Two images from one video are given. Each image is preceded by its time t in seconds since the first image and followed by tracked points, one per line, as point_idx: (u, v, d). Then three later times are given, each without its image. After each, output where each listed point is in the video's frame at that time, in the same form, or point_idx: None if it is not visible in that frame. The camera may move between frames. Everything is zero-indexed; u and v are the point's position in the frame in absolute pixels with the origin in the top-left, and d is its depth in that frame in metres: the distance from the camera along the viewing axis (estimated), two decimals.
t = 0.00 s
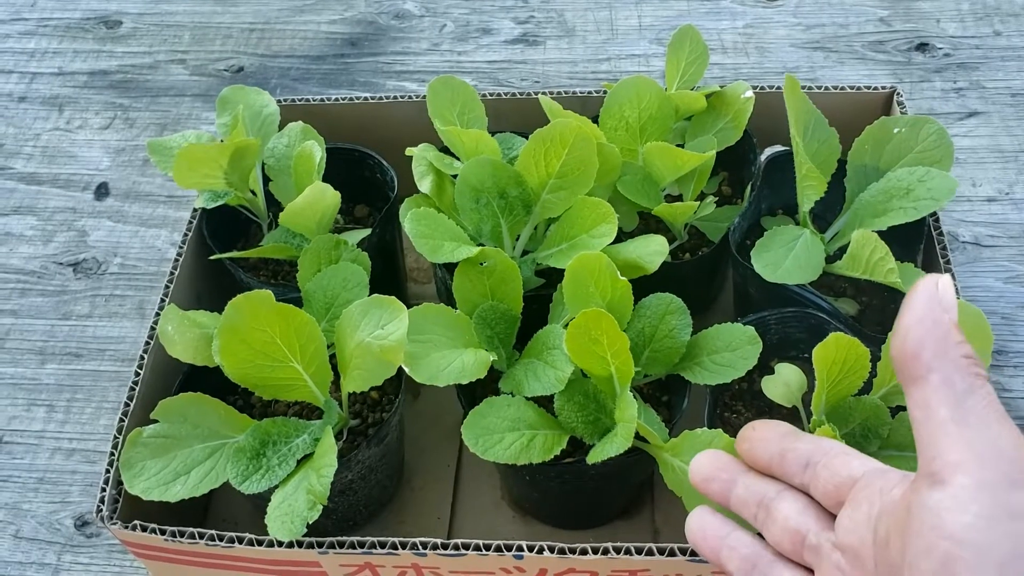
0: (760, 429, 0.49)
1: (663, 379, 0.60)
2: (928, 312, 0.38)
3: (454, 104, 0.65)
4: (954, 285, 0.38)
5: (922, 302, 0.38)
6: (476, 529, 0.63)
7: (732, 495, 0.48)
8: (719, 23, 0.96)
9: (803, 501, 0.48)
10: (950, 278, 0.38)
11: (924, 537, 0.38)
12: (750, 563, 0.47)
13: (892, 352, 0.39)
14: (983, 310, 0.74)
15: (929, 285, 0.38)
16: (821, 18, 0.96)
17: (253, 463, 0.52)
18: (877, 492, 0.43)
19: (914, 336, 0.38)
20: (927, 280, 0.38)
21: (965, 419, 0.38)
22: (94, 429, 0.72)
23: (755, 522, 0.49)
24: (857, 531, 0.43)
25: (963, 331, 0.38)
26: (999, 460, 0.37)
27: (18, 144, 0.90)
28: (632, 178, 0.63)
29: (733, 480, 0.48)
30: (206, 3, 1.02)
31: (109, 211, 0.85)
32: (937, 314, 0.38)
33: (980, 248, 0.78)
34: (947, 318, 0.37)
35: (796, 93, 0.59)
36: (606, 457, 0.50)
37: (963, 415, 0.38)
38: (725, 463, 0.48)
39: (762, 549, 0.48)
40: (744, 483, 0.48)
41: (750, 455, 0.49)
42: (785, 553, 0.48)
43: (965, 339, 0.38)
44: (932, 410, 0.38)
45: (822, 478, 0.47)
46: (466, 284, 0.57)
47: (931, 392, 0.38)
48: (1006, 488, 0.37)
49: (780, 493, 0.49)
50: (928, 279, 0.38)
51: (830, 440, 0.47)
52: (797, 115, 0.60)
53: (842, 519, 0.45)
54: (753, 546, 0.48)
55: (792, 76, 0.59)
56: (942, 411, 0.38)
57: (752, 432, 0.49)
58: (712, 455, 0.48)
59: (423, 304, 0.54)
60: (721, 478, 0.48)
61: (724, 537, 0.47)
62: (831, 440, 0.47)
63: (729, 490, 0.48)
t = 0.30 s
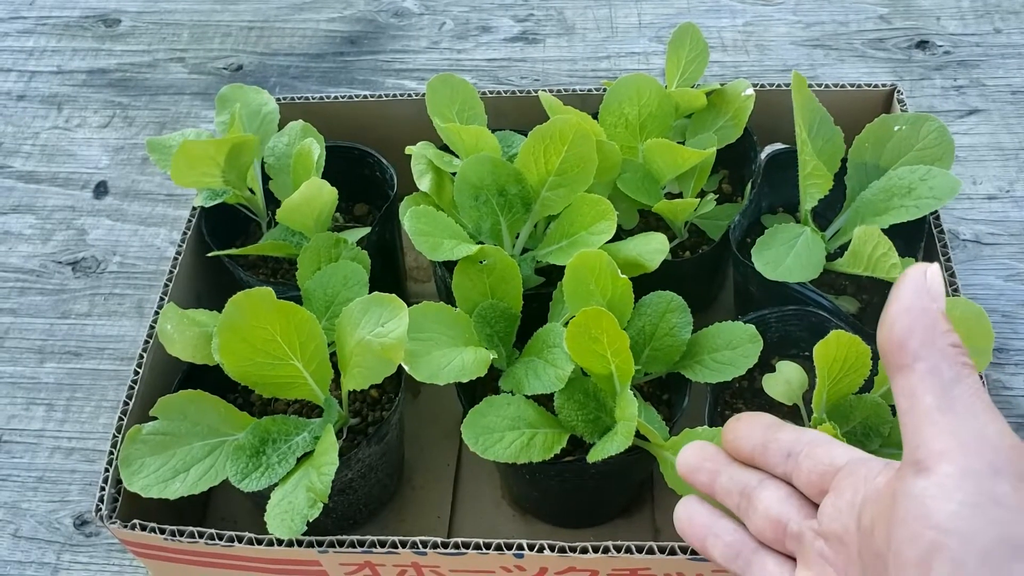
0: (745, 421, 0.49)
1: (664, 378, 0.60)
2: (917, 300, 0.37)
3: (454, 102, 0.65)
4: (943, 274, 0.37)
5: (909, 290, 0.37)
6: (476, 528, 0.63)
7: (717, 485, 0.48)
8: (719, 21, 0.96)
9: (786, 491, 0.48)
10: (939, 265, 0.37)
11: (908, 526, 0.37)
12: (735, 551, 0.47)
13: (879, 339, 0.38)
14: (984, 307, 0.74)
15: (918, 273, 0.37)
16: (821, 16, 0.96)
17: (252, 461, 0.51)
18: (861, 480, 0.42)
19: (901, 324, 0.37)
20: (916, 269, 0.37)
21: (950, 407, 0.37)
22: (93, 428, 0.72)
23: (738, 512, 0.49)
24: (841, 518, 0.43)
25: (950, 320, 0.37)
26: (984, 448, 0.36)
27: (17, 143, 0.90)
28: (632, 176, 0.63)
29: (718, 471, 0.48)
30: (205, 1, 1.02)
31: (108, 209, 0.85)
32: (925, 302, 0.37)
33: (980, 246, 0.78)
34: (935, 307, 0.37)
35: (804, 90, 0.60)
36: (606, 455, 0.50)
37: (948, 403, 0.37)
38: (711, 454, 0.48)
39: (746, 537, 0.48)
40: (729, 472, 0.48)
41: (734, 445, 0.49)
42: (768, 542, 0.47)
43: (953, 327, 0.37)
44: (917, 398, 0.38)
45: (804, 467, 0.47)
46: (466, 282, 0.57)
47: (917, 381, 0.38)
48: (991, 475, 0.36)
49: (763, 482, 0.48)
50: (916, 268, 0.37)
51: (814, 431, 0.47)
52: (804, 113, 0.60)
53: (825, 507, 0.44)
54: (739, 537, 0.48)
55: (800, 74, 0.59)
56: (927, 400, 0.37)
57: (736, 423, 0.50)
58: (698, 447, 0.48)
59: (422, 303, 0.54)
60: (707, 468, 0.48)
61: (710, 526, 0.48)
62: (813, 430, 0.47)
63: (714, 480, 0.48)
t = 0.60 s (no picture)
0: (741, 443, 0.48)
1: (665, 375, 0.59)
2: (891, 320, 0.39)
3: (455, 99, 0.64)
4: (916, 297, 0.39)
5: (885, 311, 0.39)
6: (477, 526, 0.63)
7: (716, 506, 0.49)
8: (720, 19, 0.96)
9: (783, 509, 0.48)
10: (911, 289, 0.39)
11: (890, 540, 0.38)
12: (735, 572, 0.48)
13: (857, 360, 0.40)
14: (985, 306, 0.74)
15: (891, 295, 0.39)
16: (822, 14, 0.95)
17: (253, 460, 0.51)
18: (850, 497, 0.43)
19: (878, 342, 0.39)
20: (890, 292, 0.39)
21: (926, 422, 0.38)
22: (93, 427, 0.71)
23: (738, 532, 0.49)
24: (832, 536, 0.43)
25: (924, 339, 0.39)
26: (959, 461, 0.37)
27: (16, 140, 0.90)
28: (633, 173, 0.62)
29: (717, 493, 0.49)
30: None
31: (108, 208, 0.85)
32: (899, 322, 0.39)
33: (982, 244, 0.77)
34: (909, 326, 0.39)
35: (798, 87, 0.59)
36: (609, 453, 0.50)
37: (924, 419, 0.38)
38: (709, 476, 0.49)
39: (746, 558, 0.48)
40: (727, 494, 0.48)
41: (731, 467, 0.48)
42: (767, 561, 0.48)
43: (927, 347, 0.39)
44: (895, 415, 0.39)
45: (800, 487, 0.46)
46: (467, 280, 0.56)
47: (894, 398, 0.39)
48: (967, 488, 0.37)
49: (760, 502, 0.48)
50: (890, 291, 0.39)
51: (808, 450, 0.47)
52: (797, 110, 0.59)
53: (819, 526, 0.44)
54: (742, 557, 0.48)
55: (793, 72, 0.59)
56: (904, 415, 0.38)
57: (732, 443, 0.49)
58: (697, 470, 0.49)
59: (424, 301, 0.54)
60: (706, 491, 0.49)
61: (710, 548, 0.48)
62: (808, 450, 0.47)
63: (713, 502, 0.49)
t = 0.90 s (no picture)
0: (736, 455, 0.48)
1: (659, 378, 0.59)
2: (890, 334, 0.39)
3: (450, 102, 0.64)
4: (915, 309, 0.39)
5: (884, 326, 0.39)
6: (472, 529, 0.63)
7: (712, 521, 0.49)
8: (716, 20, 0.96)
9: (778, 523, 0.49)
10: (910, 302, 0.39)
11: (891, 559, 0.38)
12: None
13: (858, 375, 0.40)
14: (980, 308, 0.74)
15: (890, 309, 0.39)
16: (819, 15, 0.95)
17: (246, 463, 0.51)
18: (848, 511, 0.43)
19: (877, 357, 0.39)
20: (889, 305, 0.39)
21: (927, 439, 0.38)
22: (87, 429, 0.71)
23: (733, 546, 0.49)
24: (830, 550, 0.44)
25: (924, 354, 0.39)
26: (962, 478, 0.37)
27: (11, 142, 0.90)
28: (627, 176, 0.62)
29: (712, 507, 0.49)
30: None
31: (103, 209, 0.85)
32: (898, 337, 0.39)
33: (977, 246, 0.78)
34: (908, 341, 0.39)
35: (791, 89, 0.59)
36: (602, 456, 0.50)
37: (926, 435, 0.38)
38: (704, 491, 0.49)
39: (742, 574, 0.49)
40: (723, 508, 0.49)
41: (727, 480, 0.48)
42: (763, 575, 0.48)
43: (926, 361, 0.39)
44: (895, 431, 0.39)
45: (797, 500, 0.47)
46: (460, 283, 0.56)
47: (895, 414, 0.39)
48: (969, 505, 0.37)
49: (756, 516, 0.49)
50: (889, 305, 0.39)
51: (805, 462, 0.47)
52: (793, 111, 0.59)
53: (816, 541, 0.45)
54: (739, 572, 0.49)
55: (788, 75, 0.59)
56: (906, 432, 0.38)
57: (728, 455, 0.48)
58: (690, 484, 0.49)
59: (415, 305, 0.54)
60: (700, 505, 0.49)
61: (705, 562, 0.48)
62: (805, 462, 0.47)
63: (708, 516, 0.49)
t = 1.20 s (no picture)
0: (762, 453, 0.47)
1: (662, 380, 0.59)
2: (919, 343, 0.39)
3: (453, 102, 0.64)
4: (944, 317, 0.39)
5: (913, 334, 0.39)
6: (475, 531, 0.63)
7: (732, 529, 0.47)
8: (719, 21, 0.96)
9: (804, 532, 0.46)
10: (939, 309, 0.39)
11: (924, 571, 0.36)
12: None
13: (887, 384, 0.40)
14: (983, 310, 0.74)
15: (919, 316, 0.39)
16: (821, 17, 0.95)
17: (249, 465, 0.51)
18: (875, 520, 0.42)
19: (907, 365, 0.39)
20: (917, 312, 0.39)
21: (958, 449, 0.38)
22: (89, 430, 0.71)
23: (756, 557, 0.47)
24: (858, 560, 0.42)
25: (954, 362, 0.39)
26: (994, 489, 0.37)
27: (13, 142, 0.90)
28: (630, 177, 0.63)
29: (733, 514, 0.47)
30: None
31: (105, 210, 0.84)
32: (927, 345, 0.39)
33: (980, 248, 0.77)
34: (937, 349, 0.39)
35: (806, 92, 0.59)
36: (606, 459, 0.49)
37: (957, 445, 0.38)
38: (723, 497, 0.48)
39: None
40: (744, 516, 0.47)
41: (756, 477, 0.47)
42: None
43: (956, 370, 0.39)
44: (927, 441, 0.39)
45: (825, 504, 0.45)
46: (463, 284, 0.56)
47: (926, 424, 0.39)
48: (1003, 517, 0.36)
49: (779, 525, 0.47)
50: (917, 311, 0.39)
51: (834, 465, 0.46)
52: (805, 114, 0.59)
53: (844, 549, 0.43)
54: None
55: (802, 77, 0.59)
56: (937, 442, 0.38)
57: (756, 456, 0.48)
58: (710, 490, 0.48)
59: (418, 306, 0.54)
60: (720, 512, 0.47)
61: None
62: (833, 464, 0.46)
63: (728, 524, 0.47)
